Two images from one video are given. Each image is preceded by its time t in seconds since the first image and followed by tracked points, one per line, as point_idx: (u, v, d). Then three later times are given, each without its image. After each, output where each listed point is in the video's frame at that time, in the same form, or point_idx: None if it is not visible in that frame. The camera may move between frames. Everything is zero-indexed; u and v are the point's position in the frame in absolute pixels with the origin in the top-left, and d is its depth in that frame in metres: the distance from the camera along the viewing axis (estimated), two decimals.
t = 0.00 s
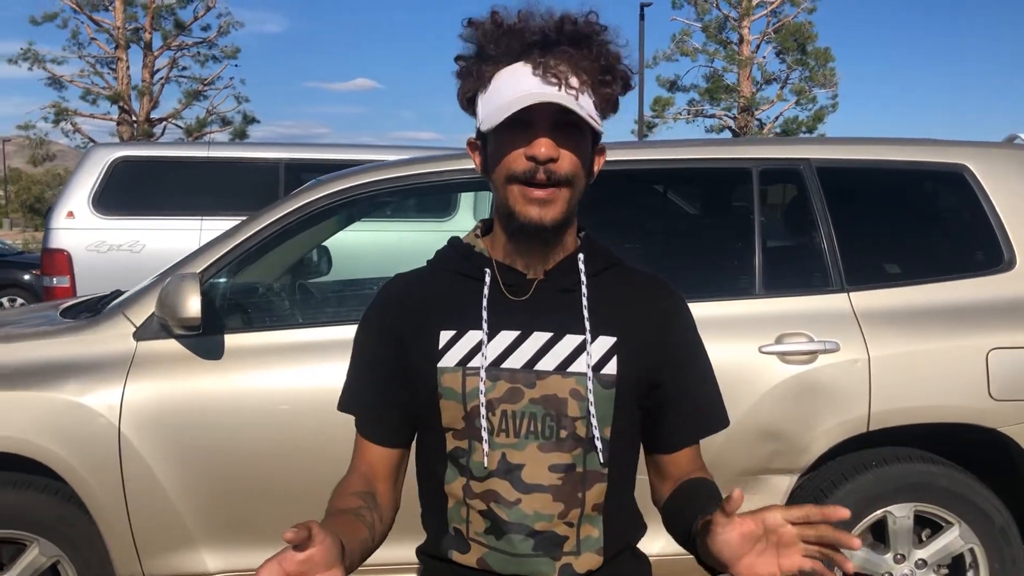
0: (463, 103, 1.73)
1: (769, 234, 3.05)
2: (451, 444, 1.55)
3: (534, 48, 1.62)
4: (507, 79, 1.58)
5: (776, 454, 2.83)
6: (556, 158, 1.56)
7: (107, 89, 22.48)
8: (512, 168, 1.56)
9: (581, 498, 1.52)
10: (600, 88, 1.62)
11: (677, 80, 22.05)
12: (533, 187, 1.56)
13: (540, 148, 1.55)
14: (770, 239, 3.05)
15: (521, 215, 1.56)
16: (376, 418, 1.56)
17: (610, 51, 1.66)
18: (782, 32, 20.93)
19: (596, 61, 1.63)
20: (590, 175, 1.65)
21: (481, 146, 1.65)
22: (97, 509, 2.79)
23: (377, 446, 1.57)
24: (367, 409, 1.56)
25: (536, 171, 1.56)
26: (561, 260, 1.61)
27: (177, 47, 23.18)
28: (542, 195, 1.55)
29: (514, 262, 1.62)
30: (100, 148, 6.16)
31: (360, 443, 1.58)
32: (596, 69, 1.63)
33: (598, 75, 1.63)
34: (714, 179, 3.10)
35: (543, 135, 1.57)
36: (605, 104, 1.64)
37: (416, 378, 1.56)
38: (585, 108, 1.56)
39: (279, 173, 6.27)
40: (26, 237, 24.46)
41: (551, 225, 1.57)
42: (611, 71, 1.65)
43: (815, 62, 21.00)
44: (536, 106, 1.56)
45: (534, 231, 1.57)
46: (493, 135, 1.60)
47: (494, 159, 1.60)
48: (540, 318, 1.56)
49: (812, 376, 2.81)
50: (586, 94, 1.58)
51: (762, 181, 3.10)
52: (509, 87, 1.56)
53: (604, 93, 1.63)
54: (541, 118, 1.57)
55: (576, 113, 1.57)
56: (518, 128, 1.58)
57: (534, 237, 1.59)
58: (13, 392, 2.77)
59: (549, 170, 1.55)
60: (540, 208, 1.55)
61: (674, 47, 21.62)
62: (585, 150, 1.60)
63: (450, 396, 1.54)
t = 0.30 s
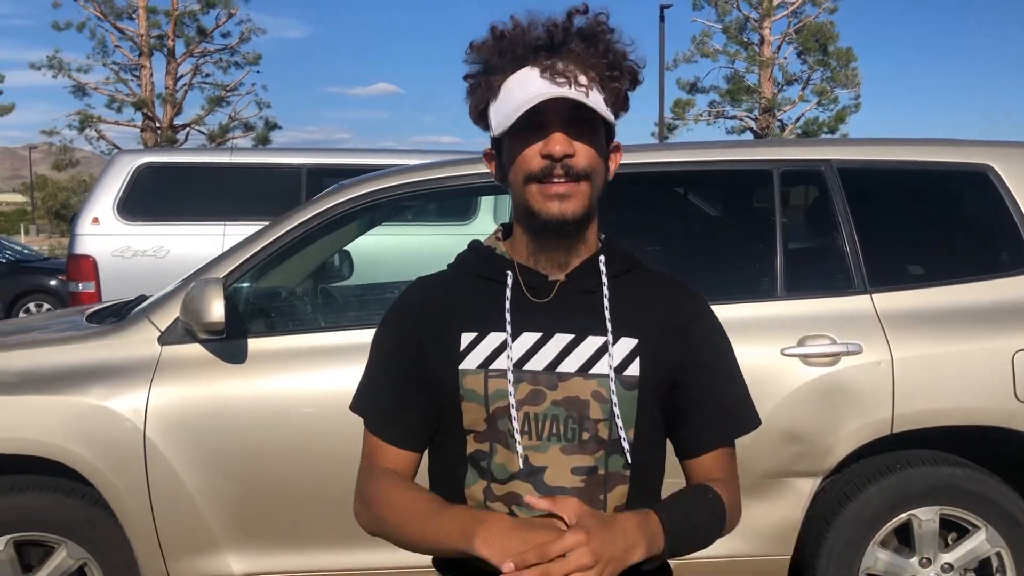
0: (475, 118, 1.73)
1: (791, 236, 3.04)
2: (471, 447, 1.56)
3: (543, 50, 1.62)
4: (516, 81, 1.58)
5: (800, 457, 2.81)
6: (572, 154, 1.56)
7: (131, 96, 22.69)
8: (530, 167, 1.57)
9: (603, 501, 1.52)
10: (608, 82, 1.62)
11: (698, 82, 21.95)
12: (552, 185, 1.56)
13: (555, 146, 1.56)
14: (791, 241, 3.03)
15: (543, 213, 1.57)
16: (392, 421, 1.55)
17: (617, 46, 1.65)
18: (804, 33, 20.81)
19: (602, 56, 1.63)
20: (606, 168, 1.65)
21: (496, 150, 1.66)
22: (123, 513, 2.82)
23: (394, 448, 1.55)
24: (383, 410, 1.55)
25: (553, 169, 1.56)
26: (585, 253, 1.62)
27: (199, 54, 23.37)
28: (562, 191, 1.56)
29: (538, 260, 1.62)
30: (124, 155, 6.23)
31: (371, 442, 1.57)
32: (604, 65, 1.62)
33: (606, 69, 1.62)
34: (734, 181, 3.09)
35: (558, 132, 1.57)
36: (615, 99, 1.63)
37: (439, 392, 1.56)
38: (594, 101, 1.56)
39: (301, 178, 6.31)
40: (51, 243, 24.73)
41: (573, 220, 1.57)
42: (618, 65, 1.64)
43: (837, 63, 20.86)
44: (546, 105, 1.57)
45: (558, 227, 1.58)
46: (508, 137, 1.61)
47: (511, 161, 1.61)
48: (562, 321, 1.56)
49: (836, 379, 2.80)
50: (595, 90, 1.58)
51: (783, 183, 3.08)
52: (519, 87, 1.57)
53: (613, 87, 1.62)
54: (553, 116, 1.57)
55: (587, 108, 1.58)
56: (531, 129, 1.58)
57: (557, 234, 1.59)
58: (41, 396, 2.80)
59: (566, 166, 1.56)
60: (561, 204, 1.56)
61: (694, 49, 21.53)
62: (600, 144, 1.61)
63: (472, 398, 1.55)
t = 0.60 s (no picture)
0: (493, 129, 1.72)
1: (808, 240, 3.03)
2: (486, 450, 1.56)
3: (560, 57, 1.62)
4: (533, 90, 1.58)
5: (818, 462, 2.79)
6: (588, 160, 1.56)
7: (149, 102, 22.85)
8: (545, 173, 1.57)
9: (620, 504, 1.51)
10: (628, 83, 1.63)
11: (714, 85, 21.89)
12: (567, 192, 1.57)
13: (570, 152, 1.56)
14: (809, 245, 3.02)
15: (559, 220, 1.57)
16: (393, 419, 1.56)
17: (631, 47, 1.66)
18: (821, 36, 20.72)
19: (619, 58, 1.64)
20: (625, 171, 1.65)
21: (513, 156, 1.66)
22: (142, 516, 2.84)
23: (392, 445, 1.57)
24: (383, 408, 1.57)
25: (568, 175, 1.56)
26: (603, 259, 1.62)
27: (217, 60, 23.51)
28: (578, 197, 1.56)
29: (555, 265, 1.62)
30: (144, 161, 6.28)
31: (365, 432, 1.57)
32: (622, 66, 1.63)
33: (624, 70, 1.63)
34: (751, 185, 3.08)
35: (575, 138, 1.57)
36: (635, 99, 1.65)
37: (449, 388, 1.57)
38: (614, 103, 1.56)
39: (318, 184, 6.34)
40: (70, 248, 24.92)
41: (589, 226, 1.57)
42: (635, 66, 1.66)
43: (855, 66, 20.74)
44: (565, 110, 1.57)
45: (574, 234, 1.58)
46: (525, 143, 1.61)
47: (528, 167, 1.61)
48: (580, 325, 1.56)
49: (855, 384, 2.78)
50: (614, 93, 1.58)
51: (801, 187, 3.07)
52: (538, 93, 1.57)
53: (632, 88, 1.63)
54: (571, 122, 1.57)
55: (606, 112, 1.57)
56: (548, 136, 1.58)
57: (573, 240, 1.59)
58: (62, 400, 2.83)
59: (581, 173, 1.56)
60: (576, 210, 1.56)
61: (710, 52, 21.47)
62: (617, 149, 1.60)
63: (489, 400, 1.55)
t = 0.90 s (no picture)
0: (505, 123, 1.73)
1: (819, 244, 3.02)
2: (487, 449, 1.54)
3: (574, 65, 1.62)
4: (547, 99, 1.58)
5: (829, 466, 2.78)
6: (594, 171, 1.56)
7: (159, 107, 22.93)
8: (549, 180, 1.57)
9: (623, 504, 1.48)
10: (643, 98, 1.64)
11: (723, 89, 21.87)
12: (570, 199, 1.57)
13: (576, 162, 1.56)
14: (819, 249, 3.01)
15: (560, 225, 1.58)
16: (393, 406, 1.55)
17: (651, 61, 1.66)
18: (830, 39, 20.67)
19: (637, 72, 1.64)
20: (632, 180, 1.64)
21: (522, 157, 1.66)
22: (153, 520, 2.85)
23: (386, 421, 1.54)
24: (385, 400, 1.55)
25: (573, 184, 1.56)
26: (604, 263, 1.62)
27: (226, 64, 23.59)
28: (580, 205, 1.56)
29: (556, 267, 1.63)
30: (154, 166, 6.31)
31: (350, 405, 1.55)
32: (639, 80, 1.64)
33: (639, 84, 1.64)
34: (761, 189, 3.08)
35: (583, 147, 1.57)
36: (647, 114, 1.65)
37: (453, 385, 1.59)
38: (627, 118, 1.56)
39: (328, 188, 6.35)
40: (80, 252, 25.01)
41: (591, 234, 1.58)
42: (651, 80, 1.66)
43: (864, 69, 20.68)
44: (576, 121, 1.56)
45: (575, 240, 1.58)
46: (534, 148, 1.60)
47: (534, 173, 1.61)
48: (590, 328, 1.56)
49: (866, 388, 2.77)
50: (627, 108, 1.58)
51: (811, 190, 3.06)
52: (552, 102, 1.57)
53: (646, 103, 1.64)
54: (581, 133, 1.57)
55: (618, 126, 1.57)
56: (557, 143, 1.58)
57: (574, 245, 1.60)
58: (74, 404, 2.84)
59: (586, 182, 1.56)
60: (578, 218, 1.57)
61: (719, 56, 21.44)
62: (626, 161, 1.59)
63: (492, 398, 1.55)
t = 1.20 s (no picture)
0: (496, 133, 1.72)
1: (822, 246, 3.02)
2: (481, 455, 1.53)
3: (560, 78, 1.60)
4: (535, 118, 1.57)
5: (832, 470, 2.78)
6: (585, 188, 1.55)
7: (161, 110, 22.94)
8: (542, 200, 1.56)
9: (618, 512, 1.47)
10: (631, 106, 1.63)
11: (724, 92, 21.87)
12: (564, 217, 1.56)
13: (567, 181, 1.54)
14: (823, 251, 3.01)
15: (555, 243, 1.57)
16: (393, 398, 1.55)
17: (639, 66, 1.65)
18: (831, 42, 20.69)
19: (625, 79, 1.62)
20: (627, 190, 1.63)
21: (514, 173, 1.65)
22: (156, 522, 2.84)
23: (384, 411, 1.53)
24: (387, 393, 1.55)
25: (565, 203, 1.55)
26: (601, 275, 1.61)
27: (228, 67, 23.61)
28: (574, 221, 1.55)
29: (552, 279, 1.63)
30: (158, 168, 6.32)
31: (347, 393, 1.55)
32: (627, 88, 1.62)
33: (627, 92, 1.62)
34: (764, 192, 3.08)
35: (574, 165, 1.56)
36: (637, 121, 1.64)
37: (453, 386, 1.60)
38: (616, 132, 1.55)
39: (330, 191, 6.35)
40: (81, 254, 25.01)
41: (585, 249, 1.56)
42: (640, 85, 1.64)
43: (865, 72, 20.68)
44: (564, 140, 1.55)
45: (570, 256, 1.57)
46: (525, 166, 1.59)
47: (527, 191, 1.60)
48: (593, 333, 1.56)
49: (870, 392, 2.77)
50: (614, 119, 1.57)
51: (814, 193, 3.06)
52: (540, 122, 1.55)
53: (634, 111, 1.63)
54: (570, 151, 1.55)
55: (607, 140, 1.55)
56: (547, 162, 1.57)
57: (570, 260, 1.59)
58: (76, 407, 2.84)
59: (578, 200, 1.55)
60: (572, 235, 1.55)
61: (721, 59, 21.45)
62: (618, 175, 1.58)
63: (489, 403, 1.55)
